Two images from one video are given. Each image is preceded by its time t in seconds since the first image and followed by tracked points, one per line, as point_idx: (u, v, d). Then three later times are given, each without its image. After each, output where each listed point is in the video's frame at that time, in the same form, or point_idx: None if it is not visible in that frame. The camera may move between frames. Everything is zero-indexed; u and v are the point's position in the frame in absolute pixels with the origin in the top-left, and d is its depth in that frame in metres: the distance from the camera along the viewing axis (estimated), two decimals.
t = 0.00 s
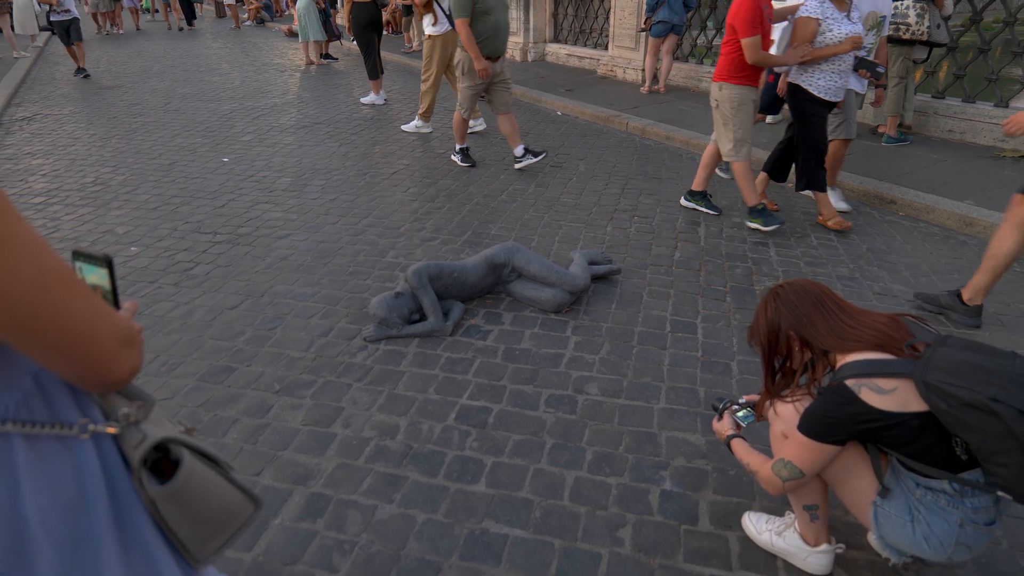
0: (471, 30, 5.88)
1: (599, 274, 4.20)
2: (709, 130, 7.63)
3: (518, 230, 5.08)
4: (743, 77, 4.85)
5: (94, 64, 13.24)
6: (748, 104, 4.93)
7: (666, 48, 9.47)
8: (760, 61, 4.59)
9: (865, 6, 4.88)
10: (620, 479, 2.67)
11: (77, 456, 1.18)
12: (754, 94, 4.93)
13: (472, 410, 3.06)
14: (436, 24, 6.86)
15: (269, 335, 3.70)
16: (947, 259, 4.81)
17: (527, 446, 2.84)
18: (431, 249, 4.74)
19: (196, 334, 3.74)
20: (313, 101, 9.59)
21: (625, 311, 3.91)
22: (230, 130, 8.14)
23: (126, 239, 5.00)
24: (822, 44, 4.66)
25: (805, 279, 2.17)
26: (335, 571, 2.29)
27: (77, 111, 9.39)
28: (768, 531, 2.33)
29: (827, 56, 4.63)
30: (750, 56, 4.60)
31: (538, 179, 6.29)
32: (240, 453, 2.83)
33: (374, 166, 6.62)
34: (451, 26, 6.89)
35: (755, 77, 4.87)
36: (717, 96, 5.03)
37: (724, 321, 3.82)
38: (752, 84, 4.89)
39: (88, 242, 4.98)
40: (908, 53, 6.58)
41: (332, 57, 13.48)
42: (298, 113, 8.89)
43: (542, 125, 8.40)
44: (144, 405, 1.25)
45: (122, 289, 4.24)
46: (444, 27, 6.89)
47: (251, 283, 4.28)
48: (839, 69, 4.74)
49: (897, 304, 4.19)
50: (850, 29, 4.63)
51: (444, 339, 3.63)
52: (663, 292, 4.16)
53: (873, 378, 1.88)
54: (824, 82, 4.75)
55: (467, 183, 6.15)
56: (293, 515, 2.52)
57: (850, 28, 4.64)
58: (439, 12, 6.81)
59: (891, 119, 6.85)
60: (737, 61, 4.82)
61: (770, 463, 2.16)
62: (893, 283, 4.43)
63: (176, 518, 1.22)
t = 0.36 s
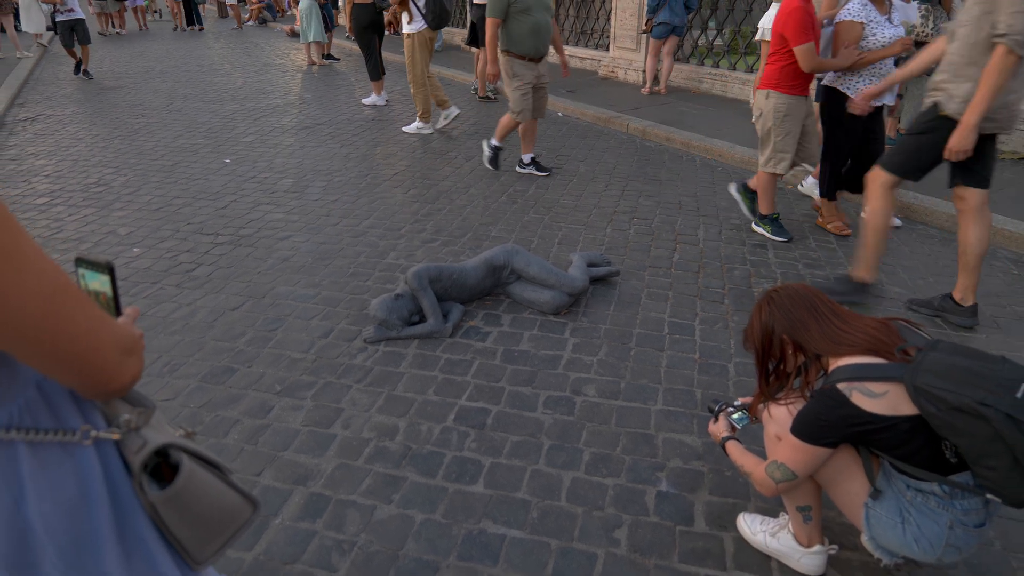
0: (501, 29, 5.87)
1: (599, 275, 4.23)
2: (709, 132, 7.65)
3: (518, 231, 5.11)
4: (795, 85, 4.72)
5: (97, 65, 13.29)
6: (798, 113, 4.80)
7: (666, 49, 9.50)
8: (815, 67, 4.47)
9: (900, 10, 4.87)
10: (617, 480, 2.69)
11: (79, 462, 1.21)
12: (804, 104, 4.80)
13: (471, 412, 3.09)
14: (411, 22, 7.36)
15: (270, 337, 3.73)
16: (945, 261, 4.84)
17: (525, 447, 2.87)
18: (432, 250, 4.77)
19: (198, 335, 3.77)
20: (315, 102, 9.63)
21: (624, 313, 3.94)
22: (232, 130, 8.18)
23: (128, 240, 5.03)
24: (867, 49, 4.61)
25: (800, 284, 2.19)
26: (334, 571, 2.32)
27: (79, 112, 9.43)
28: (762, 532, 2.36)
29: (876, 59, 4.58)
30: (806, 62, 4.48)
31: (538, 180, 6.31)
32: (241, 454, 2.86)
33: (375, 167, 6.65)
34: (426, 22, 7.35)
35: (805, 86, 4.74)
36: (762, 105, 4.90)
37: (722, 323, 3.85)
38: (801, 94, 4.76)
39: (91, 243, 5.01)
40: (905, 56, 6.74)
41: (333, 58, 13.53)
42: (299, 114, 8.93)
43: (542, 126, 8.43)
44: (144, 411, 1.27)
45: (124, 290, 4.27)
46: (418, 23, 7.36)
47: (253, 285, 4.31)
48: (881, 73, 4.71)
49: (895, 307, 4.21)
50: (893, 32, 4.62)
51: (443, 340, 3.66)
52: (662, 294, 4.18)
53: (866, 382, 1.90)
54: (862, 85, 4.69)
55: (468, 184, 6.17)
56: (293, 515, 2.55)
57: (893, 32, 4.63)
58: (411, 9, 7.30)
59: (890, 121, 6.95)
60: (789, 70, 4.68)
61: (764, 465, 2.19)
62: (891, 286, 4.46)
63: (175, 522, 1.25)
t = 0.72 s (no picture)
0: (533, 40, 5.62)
1: (593, 279, 4.23)
2: (707, 134, 7.66)
3: (514, 235, 5.12)
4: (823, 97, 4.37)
5: (96, 66, 13.30)
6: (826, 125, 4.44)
7: (665, 51, 9.50)
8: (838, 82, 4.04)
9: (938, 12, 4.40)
10: (607, 485, 2.70)
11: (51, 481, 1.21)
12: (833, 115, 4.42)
13: (462, 416, 3.10)
14: (393, 24, 7.33)
15: (264, 340, 3.73)
16: (940, 265, 4.84)
17: (516, 452, 2.88)
18: (427, 253, 4.78)
19: (193, 338, 3.78)
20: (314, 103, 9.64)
21: (618, 317, 3.95)
22: (230, 132, 8.19)
23: (125, 243, 5.05)
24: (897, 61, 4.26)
25: (787, 291, 2.20)
26: None
27: (78, 113, 9.44)
28: (751, 538, 2.36)
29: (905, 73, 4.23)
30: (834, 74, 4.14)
31: (535, 183, 6.33)
32: (233, 459, 2.87)
33: (372, 170, 6.66)
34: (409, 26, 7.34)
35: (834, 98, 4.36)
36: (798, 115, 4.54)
37: (715, 327, 3.86)
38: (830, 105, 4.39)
39: (87, 245, 5.02)
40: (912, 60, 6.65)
41: (333, 58, 13.52)
42: (297, 115, 8.95)
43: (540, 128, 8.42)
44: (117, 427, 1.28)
45: (120, 294, 4.28)
46: (401, 26, 7.34)
47: (248, 288, 4.32)
48: (913, 85, 4.37)
49: (889, 310, 4.22)
50: (928, 43, 4.21)
51: (436, 345, 3.66)
52: (656, 298, 4.19)
53: (850, 391, 1.91)
54: (894, 99, 4.40)
55: (465, 187, 6.17)
56: (284, 520, 2.56)
57: (926, 43, 4.22)
58: (394, 11, 7.28)
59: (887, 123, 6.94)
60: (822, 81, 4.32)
61: (752, 472, 2.20)
62: (885, 290, 4.46)
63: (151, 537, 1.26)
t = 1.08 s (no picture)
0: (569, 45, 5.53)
1: (584, 282, 4.23)
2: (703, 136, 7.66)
3: (507, 237, 5.12)
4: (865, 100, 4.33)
5: (94, 66, 13.30)
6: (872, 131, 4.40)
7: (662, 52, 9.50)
8: (873, 83, 4.16)
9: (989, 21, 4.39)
10: (593, 489, 2.71)
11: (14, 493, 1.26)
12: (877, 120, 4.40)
13: (450, 419, 3.11)
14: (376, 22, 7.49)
15: (255, 343, 3.74)
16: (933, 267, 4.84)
17: (503, 455, 2.89)
18: (419, 255, 4.78)
19: (183, 340, 3.79)
20: (311, 104, 9.65)
21: (609, 320, 3.95)
22: (226, 133, 8.20)
23: (117, 244, 5.05)
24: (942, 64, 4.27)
25: (770, 296, 2.19)
26: None
27: (74, 114, 9.44)
28: (734, 542, 2.37)
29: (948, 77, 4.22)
30: (863, 77, 4.17)
31: (529, 184, 6.33)
32: (220, 461, 2.88)
33: (367, 171, 6.67)
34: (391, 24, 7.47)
35: (876, 101, 4.35)
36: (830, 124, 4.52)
37: (705, 330, 3.86)
38: (873, 110, 4.36)
39: (80, 247, 5.03)
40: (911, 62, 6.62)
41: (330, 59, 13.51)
42: (293, 116, 8.95)
43: (536, 129, 8.43)
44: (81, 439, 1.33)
45: (111, 296, 4.29)
46: (383, 25, 7.48)
47: (240, 290, 4.33)
48: (958, 92, 4.33)
49: (880, 313, 4.22)
50: (976, 47, 4.22)
51: (426, 347, 3.67)
52: (647, 300, 4.19)
53: (829, 396, 1.91)
54: (937, 106, 4.34)
55: (459, 189, 6.17)
56: (269, 523, 2.57)
57: (974, 48, 4.22)
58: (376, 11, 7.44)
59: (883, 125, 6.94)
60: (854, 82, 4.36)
61: (734, 477, 2.20)
62: (876, 293, 4.46)
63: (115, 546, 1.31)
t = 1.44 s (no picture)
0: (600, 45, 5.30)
1: (575, 283, 4.25)
2: (699, 136, 7.67)
3: (500, 238, 5.14)
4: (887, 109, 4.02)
5: (93, 66, 13.34)
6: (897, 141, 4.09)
7: (659, 52, 9.53)
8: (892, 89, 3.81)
9: None
10: (578, 491, 2.72)
11: None
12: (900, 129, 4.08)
13: (439, 421, 3.12)
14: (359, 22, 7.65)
15: (247, 344, 3.76)
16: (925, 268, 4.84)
17: (490, 457, 2.90)
18: (412, 257, 4.80)
19: (175, 341, 3.81)
20: (308, 104, 9.68)
21: (599, 321, 3.97)
22: (223, 134, 8.22)
23: (112, 245, 5.08)
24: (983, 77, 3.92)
25: (751, 300, 2.21)
26: None
27: (73, 114, 9.47)
28: (717, 544, 2.38)
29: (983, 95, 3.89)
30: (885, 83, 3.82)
31: (524, 185, 6.35)
32: (209, 462, 2.90)
33: (362, 172, 6.69)
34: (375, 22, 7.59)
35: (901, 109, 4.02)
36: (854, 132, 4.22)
37: (695, 332, 3.88)
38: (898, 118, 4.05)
39: (75, 248, 5.05)
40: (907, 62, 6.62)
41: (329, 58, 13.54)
42: (290, 117, 8.98)
43: (533, 129, 8.45)
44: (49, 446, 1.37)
45: (105, 297, 4.31)
46: (367, 24, 7.61)
47: (233, 291, 4.35)
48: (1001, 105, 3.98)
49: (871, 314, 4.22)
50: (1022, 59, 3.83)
51: (417, 349, 3.68)
52: (639, 302, 4.21)
53: (808, 399, 1.92)
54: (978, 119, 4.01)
55: (454, 190, 6.20)
56: (256, 524, 2.58)
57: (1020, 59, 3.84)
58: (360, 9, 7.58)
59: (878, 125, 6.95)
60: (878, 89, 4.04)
61: (715, 479, 2.22)
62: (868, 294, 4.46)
63: (83, 552, 1.35)
